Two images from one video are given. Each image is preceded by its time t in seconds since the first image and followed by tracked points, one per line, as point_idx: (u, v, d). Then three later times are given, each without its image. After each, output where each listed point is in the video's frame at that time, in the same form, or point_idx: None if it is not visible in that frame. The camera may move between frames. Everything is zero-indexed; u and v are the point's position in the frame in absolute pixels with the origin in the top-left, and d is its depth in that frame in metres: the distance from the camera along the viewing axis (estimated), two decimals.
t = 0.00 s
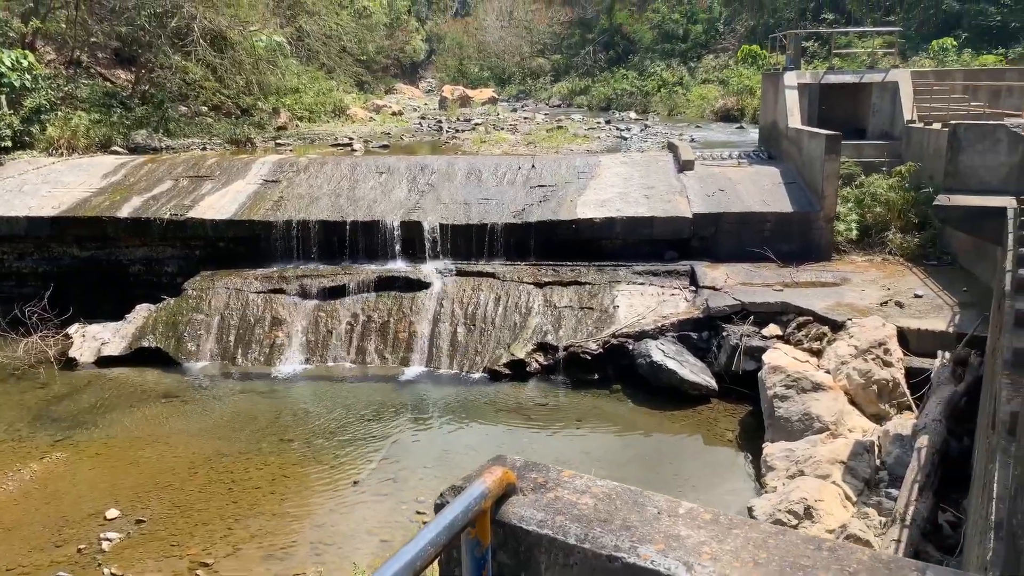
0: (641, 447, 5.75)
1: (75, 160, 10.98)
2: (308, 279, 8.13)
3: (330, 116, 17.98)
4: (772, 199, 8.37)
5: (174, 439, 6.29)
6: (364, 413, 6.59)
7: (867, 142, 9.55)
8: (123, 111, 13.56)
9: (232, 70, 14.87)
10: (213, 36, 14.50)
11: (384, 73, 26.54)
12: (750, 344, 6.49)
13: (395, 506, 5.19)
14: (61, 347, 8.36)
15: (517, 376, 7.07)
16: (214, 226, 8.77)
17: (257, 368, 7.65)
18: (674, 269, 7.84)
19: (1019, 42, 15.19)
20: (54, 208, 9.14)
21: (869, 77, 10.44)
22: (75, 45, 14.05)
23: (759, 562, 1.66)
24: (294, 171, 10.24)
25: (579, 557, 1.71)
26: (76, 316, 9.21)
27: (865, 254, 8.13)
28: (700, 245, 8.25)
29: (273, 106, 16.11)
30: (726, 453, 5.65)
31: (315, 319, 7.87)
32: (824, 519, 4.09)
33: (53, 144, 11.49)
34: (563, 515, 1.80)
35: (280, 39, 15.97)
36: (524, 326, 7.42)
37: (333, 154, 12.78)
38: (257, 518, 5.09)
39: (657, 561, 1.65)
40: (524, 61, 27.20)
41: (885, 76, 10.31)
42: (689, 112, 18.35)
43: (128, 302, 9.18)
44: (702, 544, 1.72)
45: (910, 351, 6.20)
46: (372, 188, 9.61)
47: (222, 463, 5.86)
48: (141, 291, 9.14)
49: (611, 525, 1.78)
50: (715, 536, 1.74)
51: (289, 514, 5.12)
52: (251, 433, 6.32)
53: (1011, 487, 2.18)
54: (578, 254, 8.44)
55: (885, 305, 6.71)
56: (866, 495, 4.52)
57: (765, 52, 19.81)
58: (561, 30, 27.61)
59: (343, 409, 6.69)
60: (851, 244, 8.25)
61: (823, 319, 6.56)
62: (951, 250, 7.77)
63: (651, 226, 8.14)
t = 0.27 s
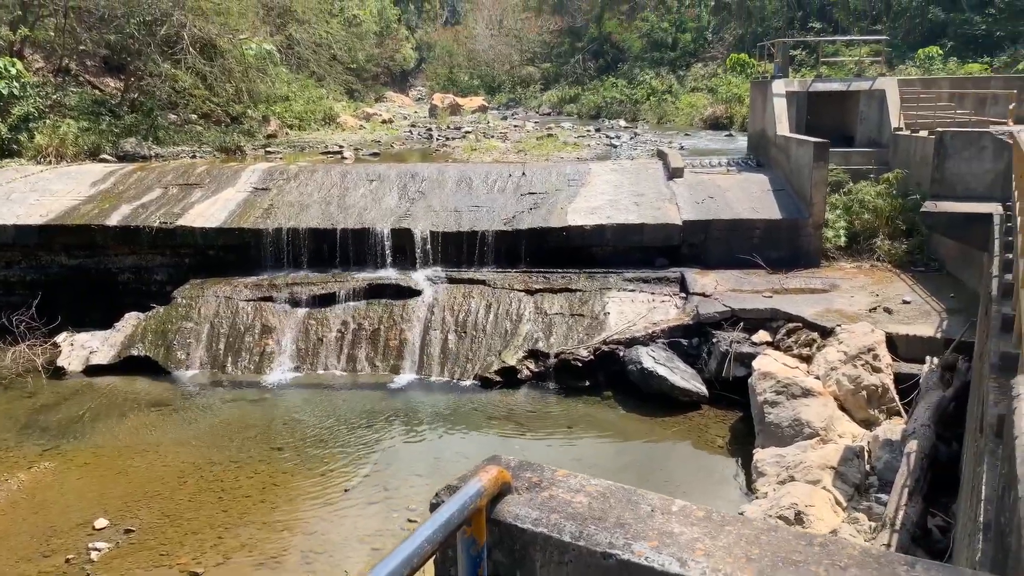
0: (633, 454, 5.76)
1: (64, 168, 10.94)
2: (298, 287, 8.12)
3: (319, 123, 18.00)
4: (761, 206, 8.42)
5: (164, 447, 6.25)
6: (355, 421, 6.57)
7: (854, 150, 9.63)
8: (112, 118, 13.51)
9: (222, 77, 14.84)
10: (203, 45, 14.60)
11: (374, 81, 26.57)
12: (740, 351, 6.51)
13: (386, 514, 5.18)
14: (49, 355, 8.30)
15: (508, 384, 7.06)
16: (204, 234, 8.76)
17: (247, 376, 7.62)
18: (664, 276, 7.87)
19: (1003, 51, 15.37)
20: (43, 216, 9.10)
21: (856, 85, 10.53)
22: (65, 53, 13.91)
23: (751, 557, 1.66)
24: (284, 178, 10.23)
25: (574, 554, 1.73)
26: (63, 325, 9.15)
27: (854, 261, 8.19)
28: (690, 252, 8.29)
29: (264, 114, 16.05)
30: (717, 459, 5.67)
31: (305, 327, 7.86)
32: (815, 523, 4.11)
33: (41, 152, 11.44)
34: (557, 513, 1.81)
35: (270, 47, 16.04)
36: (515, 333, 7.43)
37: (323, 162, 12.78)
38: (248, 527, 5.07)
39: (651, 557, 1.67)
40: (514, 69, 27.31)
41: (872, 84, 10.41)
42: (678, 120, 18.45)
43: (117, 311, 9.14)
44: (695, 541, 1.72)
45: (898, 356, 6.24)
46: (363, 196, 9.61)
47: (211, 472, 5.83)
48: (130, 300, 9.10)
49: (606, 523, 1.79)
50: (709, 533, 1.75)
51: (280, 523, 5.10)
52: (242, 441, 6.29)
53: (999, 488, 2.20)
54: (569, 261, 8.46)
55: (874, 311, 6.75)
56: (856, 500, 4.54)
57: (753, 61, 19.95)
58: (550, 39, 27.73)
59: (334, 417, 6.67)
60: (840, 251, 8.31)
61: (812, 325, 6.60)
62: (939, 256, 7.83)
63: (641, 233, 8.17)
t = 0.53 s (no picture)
0: (625, 460, 5.77)
1: (53, 174, 10.89)
2: (289, 293, 8.11)
3: (310, 130, 18.02)
4: (752, 213, 8.47)
5: (155, 455, 6.22)
6: (346, 428, 6.56)
7: (844, 157, 9.69)
8: (102, 125, 13.46)
9: (213, 84, 14.80)
10: (195, 52, 14.42)
11: (366, 88, 26.57)
12: (732, 357, 6.54)
13: (378, 521, 5.17)
14: (38, 362, 8.25)
15: (501, 390, 7.06)
16: (195, 240, 8.73)
17: (237, 383, 7.59)
18: (656, 283, 7.90)
19: (990, 59, 15.50)
20: (32, 223, 9.07)
21: (845, 93, 10.61)
22: (54, 60, 13.78)
23: (745, 556, 1.67)
24: (275, 185, 10.21)
25: (570, 554, 1.75)
26: (52, 331, 9.10)
27: (844, 267, 8.23)
28: (681, 258, 8.32)
29: (255, 120, 16.19)
30: (709, 465, 5.69)
31: (296, 334, 7.85)
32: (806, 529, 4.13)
33: (31, 158, 11.40)
34: (554, 513, 1.82)
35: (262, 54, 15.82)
36: (507, 340, 7.43)
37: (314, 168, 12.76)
38: (239, 535, 5.05)
39: (646, 556, 1.68)
40: (506, 76, 27.37)
41: (861, 92, 10.48)
42: (669, 128, 18.52)
43: (107, 318, 9.10)
44: (690, 540, 1.73)
45: (888, 362, 6.28)
46: (355, 202, 9.61)
47: (202, 479, 5.81)
48: (120, 307, 9.06)
49: (601, 522, 1.80)
50: (703, 532, 1.76)
51: (271, 530, 5.09)
52: (232, 449, 6.27)
53: (988, 490, 2.21)
54: (560, 268, 8.48)
55: (864, 318, 6.79)
56: (847, 506, 4.56)
57: (743, 68, 20.05)
58: (541, 46, 27.81)
59: (325, 424, 6.65)
60: (830, 257, 8.35)
61: (803, 331, 6.63)
62: (928, 262, 7.89)
63: (632, 239, 8.20)
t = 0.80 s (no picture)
0: (619, 464, 5.79)
1: (46, 179, 10.87)
2: (283, 298, 8.11)
3: (303, 135, 18.02)
4: (744, 218, 8.51)
5: (147, 460, 6.21)
6: (340, 433, 6.55)
7: (836, 163, 9.74)
8: (94, 129, 13.44)
9: (206, 88, 14.80)
10: (188, 57, 14.57)
11: (359, 93, 26.60)
12: (725, 361, 6.57)
13: (372, 525, 5.17)
14: (30, 367, 8.22)
15: (494, 395, 7.07)
16: (188, 245, 8.72)
17: (230, 388, 7.58)
18: (649, 288, 7.93)
19: (980, 66, 15.61)
20: (24, 228, 9.04)
21: (837, 99, 10.67)
22: (47, 64, 13.80)
23: (739, 552, 1.68)
24: (268, 190, 10.21)
25: (568, 551, 1.76)
26: (44, 336, 9.07)
27: (836, 272, 8.27)
28: (674, 263, 8.35)
29: (249, 125, 16.20)
30: (702, 469, 5.71)
31: (290, 338, 7.84)
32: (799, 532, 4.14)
33: (23, 163, 11.38)
34: (551, 511, 1.83)
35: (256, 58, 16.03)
36: (501, 344, 7.44)
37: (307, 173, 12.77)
38: (232, 540, 5.04)
39: (643, 552, 1.69)
40: (499, 82, 27.46)
41: (852, 98, 10.55)
42: (662, 133, 18.59)
43: (100, 323, 9.07)
44: (686, 536, 1.75)
45: (880, 366, 6.31)
46: (348, 207, 9.62)
47: (195, 485, 5.79)
48: (112, 312, 9.04)
49: (598, 520, 1.81)
50: (698, 529, 1.77)
51: (264, 535, 5.08)
52: (225, 454, 6.25)
53: (979, 492, 2.24)
54: (554, 273, 8.49)
55: (856, 322, 6.82)
56: (840, 509, 4.59)
57: (735, 74, 20.15)
58: (534, 51, 27.90)
59: (318, 429, 6.64)
60: (822, 262, 8.39)
61: (795, 336, 6.66)
62: (919, 267, 7.94)
63: (625, 244, 8.23)
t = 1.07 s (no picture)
0: (614, 468, 5.80)
1: (39, 183, 10.84)
2: (278, 303, 8.10)
3: (298, 139, 18.01)
4: (738, 223, 8.54)
5: (142, 465, 6.19)
6: (335, 438, 6.54)
7: (829, 168, 9.78)
8: (88, 134, 13.40)
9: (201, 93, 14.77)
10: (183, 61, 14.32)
11: (354, 98, 26.61)
12: (719, 365, 6.58)
13: (366, 530, 5.17)
14: (23, 372, 8.19)
15: (490, 400, 7.07)
16: (182, 250, 8.71)
17: (224, 393, 7.56)
18: (643, 292, 7.96)
19: (972, 72, 15.70)
20: (18, 233, 9.02)
21: (830, 104, 10.72)
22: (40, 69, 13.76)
23: (736, 550, 1.70)
24: (263, 195, 10.21)
25: (567, 550, 1.77)
26: (38, 341, 9.05)
27: (830, 276, 8.31)
28: (668, 267, 8.37)
29: (243, 130, 16.18)
30: (697, 473, 5.72)
31: (284, 343, 7.84)
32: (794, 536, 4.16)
33: (17, 167, 11.34)
34: (550, 510, 1.84)
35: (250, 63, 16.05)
36: (496, 349, 7.45)
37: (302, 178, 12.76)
38: (227, 545, 5.04)
39: (641, 551, 1.70)
40: (494, 87, 27.52)
41: (845, 103, 10.60)
42: (656, 138, 18.64)
43: (93, 328, 9.05)
44: (683, 535, 1.75)
45: (874, 370, 6.34)
46: (343, 212, 9.63)
47: (189, 490, 5.78)
48: (106, 317, 9.02)
49: (596, 519, 1.82)
50: (695, 528, 1.79)
51: (259, 540, 5.07)
52: (220, 459, 6.24)
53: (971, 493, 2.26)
54: (548, 277, 8.51)
55: (850, 327, 6.85)
56: (834, 513, 4.61)
57: (729, 80, 20.22)
58: (529, 57, 27.96)
59: (313, 434, 6.63)
60: (815, 266, 8.42)
61: (789, 340, 6.68)
62: (912, 271, 7.98)
63: (620, 248, 8.26)
